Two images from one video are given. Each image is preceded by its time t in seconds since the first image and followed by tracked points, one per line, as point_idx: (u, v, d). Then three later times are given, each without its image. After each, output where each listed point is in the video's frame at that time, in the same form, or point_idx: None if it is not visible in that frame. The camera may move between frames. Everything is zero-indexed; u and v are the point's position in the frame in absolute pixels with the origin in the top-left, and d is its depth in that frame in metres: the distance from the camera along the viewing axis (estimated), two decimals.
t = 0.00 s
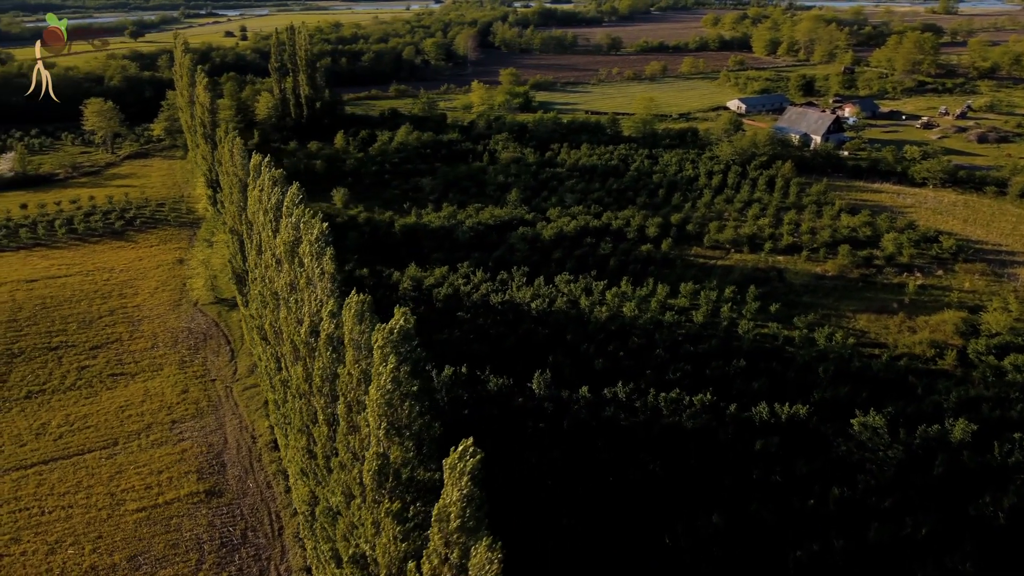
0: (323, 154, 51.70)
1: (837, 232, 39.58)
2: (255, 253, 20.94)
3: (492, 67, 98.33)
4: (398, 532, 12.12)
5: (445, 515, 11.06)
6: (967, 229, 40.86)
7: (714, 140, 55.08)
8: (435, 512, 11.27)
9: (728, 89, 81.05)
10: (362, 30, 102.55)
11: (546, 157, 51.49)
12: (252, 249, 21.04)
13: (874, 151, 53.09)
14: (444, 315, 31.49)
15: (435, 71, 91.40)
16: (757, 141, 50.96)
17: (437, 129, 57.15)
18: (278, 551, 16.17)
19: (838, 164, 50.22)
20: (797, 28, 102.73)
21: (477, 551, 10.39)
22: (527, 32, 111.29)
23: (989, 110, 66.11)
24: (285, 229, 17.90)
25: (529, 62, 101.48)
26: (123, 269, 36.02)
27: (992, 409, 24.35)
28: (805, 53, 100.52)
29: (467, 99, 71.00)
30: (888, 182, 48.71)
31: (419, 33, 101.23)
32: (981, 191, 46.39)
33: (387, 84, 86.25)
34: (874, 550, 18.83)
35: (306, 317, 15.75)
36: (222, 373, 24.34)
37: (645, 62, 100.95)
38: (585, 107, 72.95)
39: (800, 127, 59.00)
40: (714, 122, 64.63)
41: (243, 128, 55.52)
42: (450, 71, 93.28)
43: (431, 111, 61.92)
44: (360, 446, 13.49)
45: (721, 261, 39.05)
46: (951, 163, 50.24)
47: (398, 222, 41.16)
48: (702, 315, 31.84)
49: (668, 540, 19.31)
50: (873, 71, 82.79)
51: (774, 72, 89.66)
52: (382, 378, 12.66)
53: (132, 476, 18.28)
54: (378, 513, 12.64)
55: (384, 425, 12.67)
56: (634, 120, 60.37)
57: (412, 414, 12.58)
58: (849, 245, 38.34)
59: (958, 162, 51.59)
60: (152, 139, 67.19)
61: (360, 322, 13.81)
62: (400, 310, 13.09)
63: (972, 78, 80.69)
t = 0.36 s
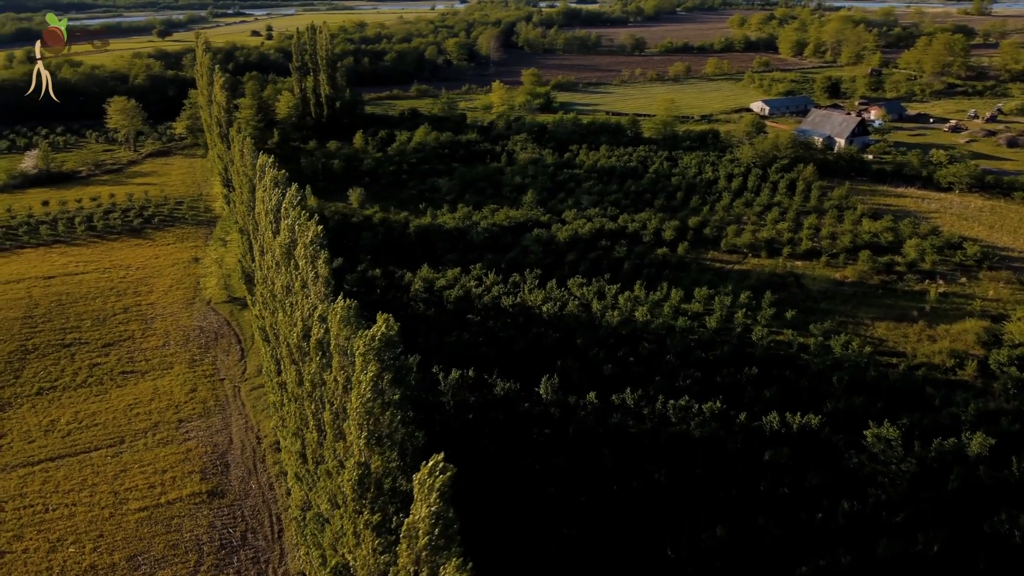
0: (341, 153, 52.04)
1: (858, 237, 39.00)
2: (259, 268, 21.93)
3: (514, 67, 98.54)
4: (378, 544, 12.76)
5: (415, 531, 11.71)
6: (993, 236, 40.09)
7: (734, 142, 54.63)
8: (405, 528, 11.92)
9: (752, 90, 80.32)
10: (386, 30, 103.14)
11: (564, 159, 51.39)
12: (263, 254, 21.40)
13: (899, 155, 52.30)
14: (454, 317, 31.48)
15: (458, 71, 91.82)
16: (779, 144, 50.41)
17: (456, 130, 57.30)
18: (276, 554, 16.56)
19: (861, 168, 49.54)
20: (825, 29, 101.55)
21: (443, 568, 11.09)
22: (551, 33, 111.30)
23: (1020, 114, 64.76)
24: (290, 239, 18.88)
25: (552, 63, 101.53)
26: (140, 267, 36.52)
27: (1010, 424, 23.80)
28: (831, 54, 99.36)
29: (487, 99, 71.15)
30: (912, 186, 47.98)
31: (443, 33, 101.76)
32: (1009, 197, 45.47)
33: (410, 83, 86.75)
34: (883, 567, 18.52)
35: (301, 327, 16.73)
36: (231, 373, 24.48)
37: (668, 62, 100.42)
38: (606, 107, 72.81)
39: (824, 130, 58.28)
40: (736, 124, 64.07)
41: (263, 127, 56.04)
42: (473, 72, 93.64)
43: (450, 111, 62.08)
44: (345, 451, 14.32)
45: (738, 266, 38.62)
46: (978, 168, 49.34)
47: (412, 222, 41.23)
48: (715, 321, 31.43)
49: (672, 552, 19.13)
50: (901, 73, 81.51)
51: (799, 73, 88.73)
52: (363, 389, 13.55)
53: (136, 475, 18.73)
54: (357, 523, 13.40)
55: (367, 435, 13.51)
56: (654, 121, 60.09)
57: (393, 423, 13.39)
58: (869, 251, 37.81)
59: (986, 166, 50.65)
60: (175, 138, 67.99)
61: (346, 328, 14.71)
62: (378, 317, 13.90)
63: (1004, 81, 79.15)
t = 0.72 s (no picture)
0: (360, 153, 52.41)
1: (879, 243, 38.38)
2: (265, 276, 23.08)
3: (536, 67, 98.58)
4: (352, 559, 13.07)
5: (379, 550, 12.00)
6: (1020, 243, 39.24)
7: (756, 145, 54.05)
8: (370, 546, 12.22)
9: (776, 92, 79.48)
10: (410, 30, 103.67)
11: (583, 160, 51.21)
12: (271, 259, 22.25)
13: (925, 159, 51.41)
14: (463, 320, 31.23)
15: (480, 71, 92.10)
16: (801, 147, 49.78)
17: (475, 130, 57.35)
18: (274, 558, 17.00)
19: (885, 172, 48.80)
20: (853, 30, 100.20)
21: None
22: (574, 33, 111.15)
23: None
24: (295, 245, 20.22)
25: (575, 63, 101.37)
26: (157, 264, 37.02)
27: None
28: (859, 56, 98.03)
29: (508, 99, 71.19)
30: (938, 191, 47.17)
31: (466, 33, 102.15)
32: None
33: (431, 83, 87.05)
34: None
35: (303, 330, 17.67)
36: (239, 373, 24.62)
37: (692, 63, 99.75)
38: (627, 108, 72.53)
39: (848, 133, 57.45)
40: (759, 126, 63.46)
41: (283, 127, 56.55)
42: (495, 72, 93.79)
43: (470, 111, 62.15)
44: (329, 461, 15.34)
45: (755, 270, 38.16)
46: (1007, 173, 48.32)
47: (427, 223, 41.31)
48: (728, 328, 30.94)
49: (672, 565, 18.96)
50: (930, 75, 80.12)
51: (825, 75, 87.65)
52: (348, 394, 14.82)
53: (139, 475, 19.29)
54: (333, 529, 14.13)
55: (348, 445, 14.59)
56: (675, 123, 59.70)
57: (375, 433, 14.47)
58: (890, 257, 37.19)
59: (1016, 171, 49.59)
60: (196, 136, 68.62)
61: (332, 335, 16.24)
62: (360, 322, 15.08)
63: None
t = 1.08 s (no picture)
0: (378, 154, 52.73)
1: (900, 250, 37.78)
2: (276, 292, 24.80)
3: (558, 68, 98.61)
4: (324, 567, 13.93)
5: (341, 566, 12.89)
6: None
7: (778, 148, 53.43)
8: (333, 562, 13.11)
9: (802, 94, 78.57)
10: (433, 30, 104.16)
11: (601, 161, 50.96)
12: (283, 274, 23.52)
13: (952, 163, 50.48)
14: (473, 323, 31.10)
15: (502, 71, 92.38)
16: (823, 150, 49.15)
17: (494, 131, 57.37)
18: (273, 561, 17.09)
19: (910, 177, 48.02)
20: (881, 31, 98.73)
21: None
22: (598, 34, 110.90)
23: None
24: (300, 262, 21.94)
25: (598, 64, 101.13)
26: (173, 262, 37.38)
27: None
28: (887, 57, 96.57)
29: (529, 100, 71.18)
30: (963, 197, 46.32)
31: (489, 33, 102.44)
32: None
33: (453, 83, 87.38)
34: None
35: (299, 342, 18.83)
36: (247, 372, 24.79)
37: (716, 65, 99.01)
38: (648, 110, 72.24)
39: (873, 136, 56.61)
40: (781, 129, 62.76)
41: (303, 126, 56.98)
42: (518, 73, 93.93)
43: (490, 111, 62.14)
44: (327, 468, 15.83)
45: (772, 276, 37.70)
46: None
47: (442, 224, 41.36)
48: (741, 335, 30.50)
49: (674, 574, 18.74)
50: (960, 78, 78.62)
51: (852, 77, 86.51)
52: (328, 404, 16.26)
53: (144, 474, 19.52)
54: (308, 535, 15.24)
55: (329, 456, 15.86)
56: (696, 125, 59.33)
57: (354, 444, 15.71)
58: (911, 264, 36.57)
59: None
60: (216, 135, 69.23)
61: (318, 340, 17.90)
62: (339, 330, 16.48)
63: None
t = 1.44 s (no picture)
0: (395, 154, 52.95)
1: (921, 257, 37.11)
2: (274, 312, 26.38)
3: (580, 68, 98.53)
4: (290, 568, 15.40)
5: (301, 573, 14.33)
6: None
7: (800, 151, 52.74)
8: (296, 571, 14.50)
9: (827, 97, 77.60)
10: (457, 30, 104.53)
11: (619, 164, 50.64)
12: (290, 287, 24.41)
13: (979, 168, 49.56)
14: (483, 326, 30.97)
15: (524, 71, 92.55)
16: (846, 153, 48.45)
17: (512, 132, 57.33)
18: (270, 564, 17.17)
19: (935, 182, 47.23)
20: (910, 33, 97.27)
21: None
22: (622, 34, 110.54)
23: None
24: (301, 279, 24.03)
25: (621, 65, 100.73)
26: (188, 260, 37.77)
27: None
28: (916, 59, 95.03)
29: (550, 100, 71.16)
30: (990, 203, 45.42)
31: (513, 34, 102.51)
32: None
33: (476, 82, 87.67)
34: None
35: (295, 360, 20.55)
36: (255, 372, 24.96)
37: (741, 66, 98.16)
38: (670, 111, 71.86)
39: (898, 139, 55.72)
40: (804, 132, 61.98)
41: (323, 125, 57.38)
42: (540, 73, 94.02)
43: (509, 112, 62.12)
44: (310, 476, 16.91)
45: (788, 281, 37.22)
46: None
47: (455, 226, 41.27)
48: (754, 342, 29.93)
49: None
50: (991, 80, 77.07)
51: (879, 79, 85.31)
52: (305, 415, 17.96)
53: (148, 474, 19.78)
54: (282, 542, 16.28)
55: (306, 466, 17.12)
56: (716, 127, 58.89)
57: (329, 454, 16.87)
58: (932, 271, 35.91)
59: None
60: (236, 134, 69.71)
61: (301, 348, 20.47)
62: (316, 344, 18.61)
63: None
